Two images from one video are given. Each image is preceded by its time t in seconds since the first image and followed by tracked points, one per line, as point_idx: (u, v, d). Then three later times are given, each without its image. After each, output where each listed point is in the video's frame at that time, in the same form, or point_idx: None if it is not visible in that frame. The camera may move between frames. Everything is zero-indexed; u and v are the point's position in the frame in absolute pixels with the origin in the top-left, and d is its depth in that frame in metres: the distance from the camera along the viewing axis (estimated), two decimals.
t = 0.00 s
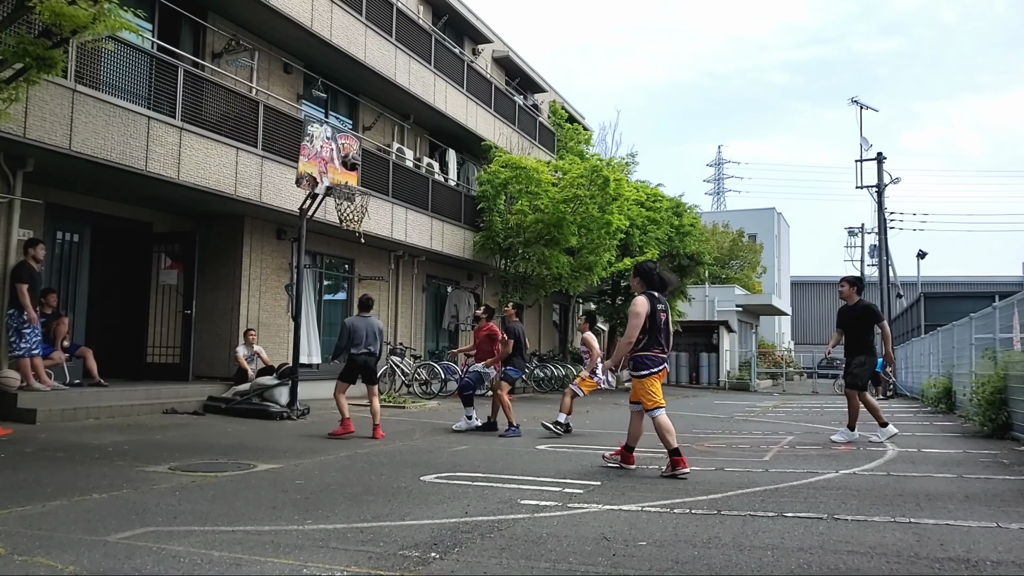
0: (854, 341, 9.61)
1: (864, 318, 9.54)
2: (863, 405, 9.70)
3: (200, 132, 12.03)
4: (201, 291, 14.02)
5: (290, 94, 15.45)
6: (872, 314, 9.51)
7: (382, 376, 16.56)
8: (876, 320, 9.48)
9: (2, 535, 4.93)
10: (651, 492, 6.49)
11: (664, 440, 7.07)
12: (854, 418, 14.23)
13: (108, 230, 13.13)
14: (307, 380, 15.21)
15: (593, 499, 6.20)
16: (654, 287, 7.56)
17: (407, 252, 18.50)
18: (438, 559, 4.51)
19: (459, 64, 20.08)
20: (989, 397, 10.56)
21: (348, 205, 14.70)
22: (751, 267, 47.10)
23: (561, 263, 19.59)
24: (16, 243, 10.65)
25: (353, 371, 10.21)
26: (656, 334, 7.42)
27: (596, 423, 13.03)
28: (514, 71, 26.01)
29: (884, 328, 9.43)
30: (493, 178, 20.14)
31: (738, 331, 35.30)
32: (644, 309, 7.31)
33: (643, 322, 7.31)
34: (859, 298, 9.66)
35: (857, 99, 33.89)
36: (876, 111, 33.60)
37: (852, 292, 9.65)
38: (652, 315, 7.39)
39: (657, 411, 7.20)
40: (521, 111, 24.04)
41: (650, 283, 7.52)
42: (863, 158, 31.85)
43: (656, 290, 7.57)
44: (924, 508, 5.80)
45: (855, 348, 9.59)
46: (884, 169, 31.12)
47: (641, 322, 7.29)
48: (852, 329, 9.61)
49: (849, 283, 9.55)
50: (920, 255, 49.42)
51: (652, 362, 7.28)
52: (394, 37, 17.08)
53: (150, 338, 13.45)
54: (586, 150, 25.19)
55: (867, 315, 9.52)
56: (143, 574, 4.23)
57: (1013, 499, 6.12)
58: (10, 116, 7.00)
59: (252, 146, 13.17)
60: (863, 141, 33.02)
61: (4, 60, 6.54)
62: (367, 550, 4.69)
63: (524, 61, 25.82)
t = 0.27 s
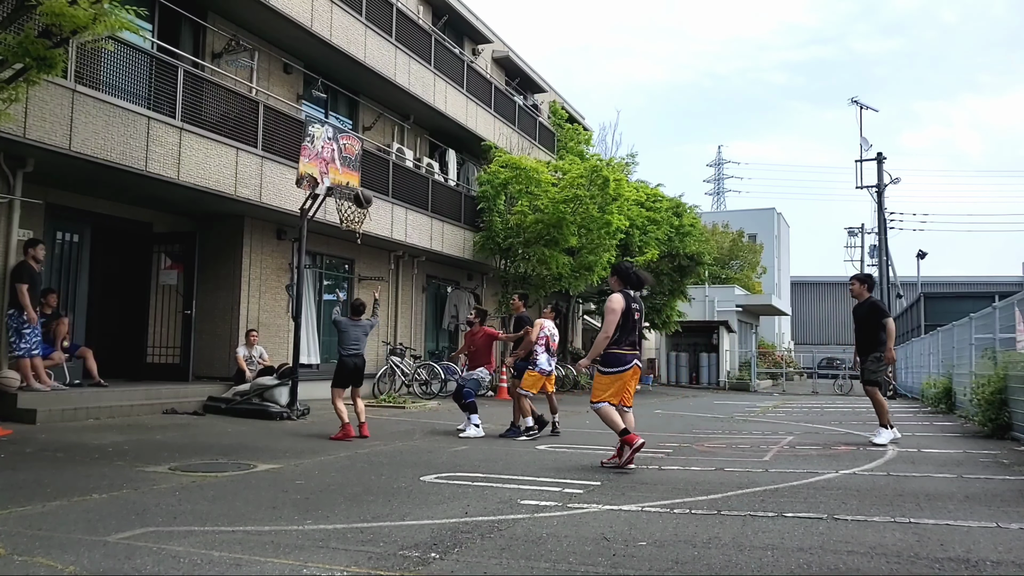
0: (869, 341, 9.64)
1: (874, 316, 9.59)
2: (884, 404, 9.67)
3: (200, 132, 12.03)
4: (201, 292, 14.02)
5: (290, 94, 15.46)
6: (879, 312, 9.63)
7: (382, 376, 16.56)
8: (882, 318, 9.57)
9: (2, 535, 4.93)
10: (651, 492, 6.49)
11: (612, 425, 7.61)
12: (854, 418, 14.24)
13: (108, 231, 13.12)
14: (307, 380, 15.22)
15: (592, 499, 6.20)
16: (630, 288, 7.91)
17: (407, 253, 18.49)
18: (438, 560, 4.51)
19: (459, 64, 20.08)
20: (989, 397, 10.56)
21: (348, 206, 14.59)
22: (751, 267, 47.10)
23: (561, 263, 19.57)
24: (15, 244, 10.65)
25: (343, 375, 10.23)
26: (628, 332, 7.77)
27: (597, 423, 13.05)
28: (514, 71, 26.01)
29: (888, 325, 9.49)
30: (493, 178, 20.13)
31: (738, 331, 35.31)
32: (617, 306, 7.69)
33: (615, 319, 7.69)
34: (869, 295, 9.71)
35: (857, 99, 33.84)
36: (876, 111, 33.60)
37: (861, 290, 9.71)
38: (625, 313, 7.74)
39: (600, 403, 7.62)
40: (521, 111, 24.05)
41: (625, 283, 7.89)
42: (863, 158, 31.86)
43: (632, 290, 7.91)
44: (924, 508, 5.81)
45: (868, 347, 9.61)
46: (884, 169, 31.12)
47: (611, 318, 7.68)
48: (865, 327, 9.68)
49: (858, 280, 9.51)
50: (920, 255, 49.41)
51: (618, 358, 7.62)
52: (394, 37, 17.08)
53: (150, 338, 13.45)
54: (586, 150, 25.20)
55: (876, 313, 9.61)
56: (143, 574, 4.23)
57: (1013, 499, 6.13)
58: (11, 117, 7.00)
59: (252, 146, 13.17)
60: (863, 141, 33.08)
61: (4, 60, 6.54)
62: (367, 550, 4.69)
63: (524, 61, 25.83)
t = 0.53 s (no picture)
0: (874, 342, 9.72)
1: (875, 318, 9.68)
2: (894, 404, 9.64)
3: (200, 132, 12.03)
4: (201, 292, 14.02)
5: (290, 94, 15.46)
6: (881, 313, 9.71)
7: (382, 376, 16.56)
8: (882, 319, 9.62)
9: (2, 535, 4.93)
10: (651, 492, 6.50)
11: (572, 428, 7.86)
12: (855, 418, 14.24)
13: (108, 231, 13.12)
14: (307, 380, 15.22)
15: (592, 499, 6.21)
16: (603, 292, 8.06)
17: (407, 253, 18.49)
18: (438, 560, 4.52)
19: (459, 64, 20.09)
20: (989, 397, 10.56)
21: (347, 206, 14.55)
22: (751, 267, 47.12)
23: (561, 264, 19.56)
24: (15, 244, 10.65)
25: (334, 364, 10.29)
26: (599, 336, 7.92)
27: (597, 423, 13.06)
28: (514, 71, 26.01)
29: (885, 326, 9.58)
30: (493, 178, 20.12)
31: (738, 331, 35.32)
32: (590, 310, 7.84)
33: (587, 322, 7.82)
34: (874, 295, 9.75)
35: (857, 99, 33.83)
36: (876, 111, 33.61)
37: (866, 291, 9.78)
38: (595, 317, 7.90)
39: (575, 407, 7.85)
40: (521, 111, 24.05)
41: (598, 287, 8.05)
42: (863, 158, 31.86)
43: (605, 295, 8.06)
44: (924, 508, 5.81)
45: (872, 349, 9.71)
46: (884, 169, 31.12)
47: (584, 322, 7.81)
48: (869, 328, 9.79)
49: (864, 279, 9.46)
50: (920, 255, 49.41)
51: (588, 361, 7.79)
52: (394, 37, 17.08)
53: (150, 338, 13.45)
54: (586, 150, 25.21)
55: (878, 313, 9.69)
56: (143, 574, 4.23)
57: (1013, 499, 6.13)
58: (11, 117, 7.00)
59: (252, 146, 13.17)
60: (863, 141, 33.14)
61: (4, 60, 6.54)
62: (367, 550, 4.69)
63: (524, 61, 25.83)
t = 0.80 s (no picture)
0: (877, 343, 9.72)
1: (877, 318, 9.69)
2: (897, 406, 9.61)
3: (200, 132, 12.03)
4: (201, 292, 14.02)
5: (290, 94, 15.47)
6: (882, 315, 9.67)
7: (382, 376, 16.56)
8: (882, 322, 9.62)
9: (2, 536, 4.94)
10: (651, 492, 6.50)
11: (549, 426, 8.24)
12: (855, 418, 14.24)
13: (108, 231, 13.12)
14: (307, 380, 15.22)
15: (593, 499, 6.21)
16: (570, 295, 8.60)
17: (407, 253, 18.49)
18: (438, 560, 4.52)
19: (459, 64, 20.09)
20: (989, 397, 10.56)
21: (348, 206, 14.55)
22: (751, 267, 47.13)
23: (561, 264, 19.56)
24: (16, 244, 10.65)
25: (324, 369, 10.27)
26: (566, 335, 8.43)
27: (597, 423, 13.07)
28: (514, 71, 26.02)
29: (884, 328, 9.61)
30: (493, 178, 20.13)
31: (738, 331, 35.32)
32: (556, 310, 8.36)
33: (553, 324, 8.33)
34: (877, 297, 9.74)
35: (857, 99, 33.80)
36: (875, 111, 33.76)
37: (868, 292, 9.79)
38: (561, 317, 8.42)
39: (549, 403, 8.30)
40: (521, 111, 24.06)
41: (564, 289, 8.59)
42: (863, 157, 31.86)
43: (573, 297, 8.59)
44: (924, 508, 5.81)
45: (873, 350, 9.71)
46: (884, 169, 31.12)
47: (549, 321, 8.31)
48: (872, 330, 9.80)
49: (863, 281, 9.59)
50: (920, 255, 49.40)
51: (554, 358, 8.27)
52: (394, 37, 17.09)
53: (150, 338, 13.43)
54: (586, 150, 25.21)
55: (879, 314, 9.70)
56: (143, 574, 4.24)
57: (1013, 499, 6.12)
58: (10, 117, 7.00)
59: (252, 146, 13.17)
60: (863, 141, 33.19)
61: (4, 60, 6.55)
62: (367, 551, 4.69)
63: (524, 61, 25.83)
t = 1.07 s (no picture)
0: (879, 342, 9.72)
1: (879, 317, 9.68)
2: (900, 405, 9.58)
3: (200, 132, 12.03)
4: (201, 292, 14.02)
5: (290, 94, 15.47)
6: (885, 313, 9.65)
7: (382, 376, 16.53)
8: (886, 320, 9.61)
9: (2, 535, 4.94)
10: (651, 492, 6.50)
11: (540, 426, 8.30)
12: (855, 418, 14.25)
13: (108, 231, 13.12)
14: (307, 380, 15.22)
15: (593, 499, 6.21)
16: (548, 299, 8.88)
17: (407, 253, 18.49)
18: (438, 560, 4.52)
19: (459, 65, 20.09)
20: (989, 397, 10.56)
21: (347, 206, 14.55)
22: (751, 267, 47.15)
23: (561, 264, 19.56)
24: (16, 244, 10.65)
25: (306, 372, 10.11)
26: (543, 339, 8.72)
27: (597, 423, 13.07)
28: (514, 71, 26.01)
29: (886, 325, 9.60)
30: (493, 178, 20.13)
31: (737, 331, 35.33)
32: (530, 314, 8.72)
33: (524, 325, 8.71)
34: (879, 296, 9.72)
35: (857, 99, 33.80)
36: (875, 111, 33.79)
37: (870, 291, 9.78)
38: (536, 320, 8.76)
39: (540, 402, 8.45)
40: (521, 111, 24.05)
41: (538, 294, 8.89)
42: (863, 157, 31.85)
43: (552, 301, 8.86)
44: (924, 508, 5.81)
45: (876, 348, 9.69)
46: (884, 169, 31.13)
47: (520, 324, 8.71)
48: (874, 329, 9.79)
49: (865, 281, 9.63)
50: (920, 255, 49.40)
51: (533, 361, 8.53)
52: (394, 37, 17.09)
53: (150, 338, 13.43)
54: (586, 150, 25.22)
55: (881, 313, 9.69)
56: (143, 574, 4.23)
57: (1013, 499, 6.13)
58: (11, 117, 7.00)
59: (252, 146, 13.18)
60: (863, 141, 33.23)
61: (4, 60, 6.55)
62: (367, 550, 4.69)
63: (524, 61, 25.82)
